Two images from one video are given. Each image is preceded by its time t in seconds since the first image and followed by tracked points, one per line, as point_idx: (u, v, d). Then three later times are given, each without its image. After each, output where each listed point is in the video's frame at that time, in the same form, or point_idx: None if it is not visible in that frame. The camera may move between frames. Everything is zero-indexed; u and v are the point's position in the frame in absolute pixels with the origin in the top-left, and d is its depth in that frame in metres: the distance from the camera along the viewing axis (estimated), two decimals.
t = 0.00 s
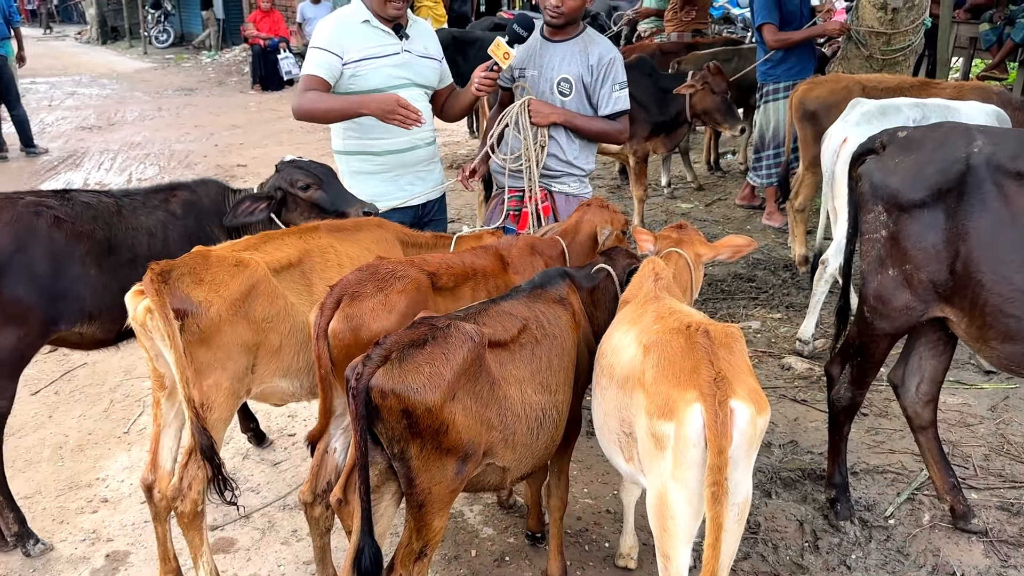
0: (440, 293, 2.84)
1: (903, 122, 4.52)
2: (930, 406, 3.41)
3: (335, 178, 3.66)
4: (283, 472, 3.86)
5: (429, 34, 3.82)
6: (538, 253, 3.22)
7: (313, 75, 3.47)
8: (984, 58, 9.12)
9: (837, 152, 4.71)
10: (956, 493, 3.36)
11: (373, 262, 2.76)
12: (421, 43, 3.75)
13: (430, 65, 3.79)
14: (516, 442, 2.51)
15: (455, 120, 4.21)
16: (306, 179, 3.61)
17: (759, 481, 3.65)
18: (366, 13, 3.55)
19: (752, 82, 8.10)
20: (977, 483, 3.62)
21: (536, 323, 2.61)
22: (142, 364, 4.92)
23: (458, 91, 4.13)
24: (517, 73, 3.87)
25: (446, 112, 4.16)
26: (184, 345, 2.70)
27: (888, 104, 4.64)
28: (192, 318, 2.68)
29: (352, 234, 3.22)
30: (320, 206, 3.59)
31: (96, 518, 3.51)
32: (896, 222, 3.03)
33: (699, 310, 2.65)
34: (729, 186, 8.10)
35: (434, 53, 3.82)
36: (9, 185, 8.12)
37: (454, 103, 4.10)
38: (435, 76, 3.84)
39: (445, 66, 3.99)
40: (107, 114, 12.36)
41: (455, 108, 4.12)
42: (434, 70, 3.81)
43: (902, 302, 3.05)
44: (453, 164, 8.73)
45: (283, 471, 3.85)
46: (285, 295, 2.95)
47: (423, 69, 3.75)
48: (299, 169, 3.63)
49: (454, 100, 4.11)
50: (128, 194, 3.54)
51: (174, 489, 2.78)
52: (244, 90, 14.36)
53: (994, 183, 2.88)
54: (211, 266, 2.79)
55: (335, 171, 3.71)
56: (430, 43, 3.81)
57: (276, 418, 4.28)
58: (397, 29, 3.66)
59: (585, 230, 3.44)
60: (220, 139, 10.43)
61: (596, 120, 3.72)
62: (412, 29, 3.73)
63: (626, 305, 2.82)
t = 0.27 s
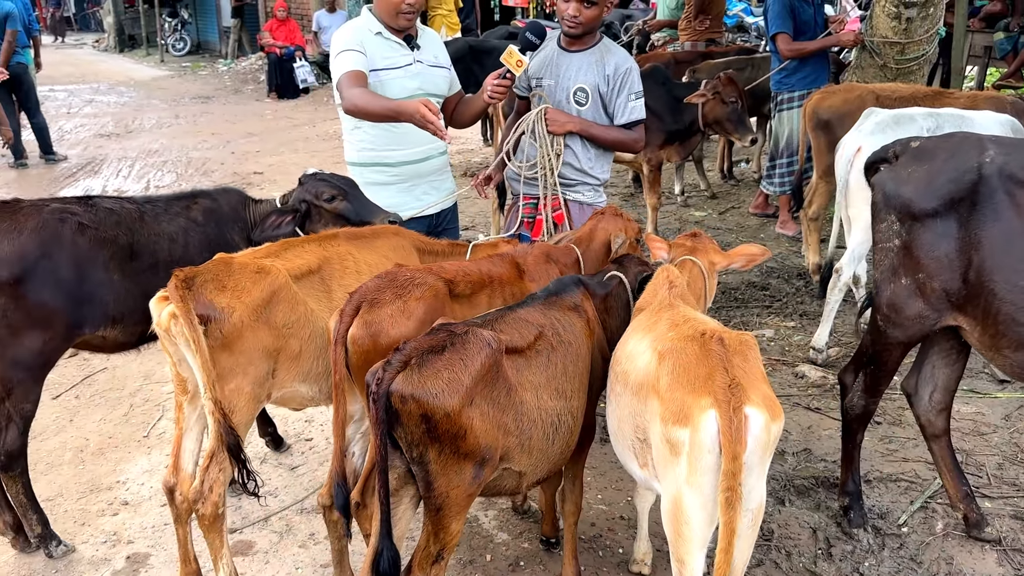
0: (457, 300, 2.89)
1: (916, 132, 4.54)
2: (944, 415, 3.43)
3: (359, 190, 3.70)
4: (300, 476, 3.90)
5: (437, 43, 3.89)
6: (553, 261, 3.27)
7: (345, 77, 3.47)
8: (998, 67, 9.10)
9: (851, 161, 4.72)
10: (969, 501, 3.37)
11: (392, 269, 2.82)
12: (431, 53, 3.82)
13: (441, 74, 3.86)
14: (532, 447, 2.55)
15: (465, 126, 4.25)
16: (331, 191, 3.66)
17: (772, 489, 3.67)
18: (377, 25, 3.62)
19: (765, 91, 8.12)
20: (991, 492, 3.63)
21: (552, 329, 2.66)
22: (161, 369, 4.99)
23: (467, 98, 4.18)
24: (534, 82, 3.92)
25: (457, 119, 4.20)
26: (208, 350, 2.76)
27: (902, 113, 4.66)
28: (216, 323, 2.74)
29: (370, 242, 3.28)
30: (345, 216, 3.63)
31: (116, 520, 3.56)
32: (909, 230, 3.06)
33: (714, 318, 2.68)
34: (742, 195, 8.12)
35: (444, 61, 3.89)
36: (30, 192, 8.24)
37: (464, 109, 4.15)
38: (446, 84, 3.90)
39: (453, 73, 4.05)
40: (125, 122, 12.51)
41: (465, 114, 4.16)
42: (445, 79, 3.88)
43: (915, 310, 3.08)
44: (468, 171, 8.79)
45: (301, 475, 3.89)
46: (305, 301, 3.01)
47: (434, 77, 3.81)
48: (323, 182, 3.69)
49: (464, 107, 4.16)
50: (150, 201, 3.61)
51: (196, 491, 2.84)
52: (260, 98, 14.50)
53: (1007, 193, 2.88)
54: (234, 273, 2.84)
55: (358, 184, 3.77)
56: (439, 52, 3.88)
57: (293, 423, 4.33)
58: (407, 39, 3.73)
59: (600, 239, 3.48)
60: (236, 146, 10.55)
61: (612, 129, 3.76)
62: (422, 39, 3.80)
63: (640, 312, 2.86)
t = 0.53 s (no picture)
0: (470, 305, 2.91)
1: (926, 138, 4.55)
2: (954, 421, 3.43)
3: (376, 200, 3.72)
4: (312, 480, 3.92)
5: (444, 50, 3.92)
6: (564, 266, 3.29)
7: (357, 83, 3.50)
8: (1007, 73, 9.10)
9: (861, 167, 4.71)
10: (981, 508, 3.37)
11: (405, 274, 2.84)
12: (438, 60, 3.85)
13: (448, 81, 3.89)
14: (545, 451, 2.57)
15: (472, 131, 4.28)
16: (348, 200, 3.68)
17: (782, 495, 3.67)
18: (385, 34, 3.65)
19: (773, 97, 8.13)
20: (1002, 498, 3.63)
21: (564, 334, 2.68)
22: (173, 374, 5.02)
23: (474, 103, 4.21)
24: (546, 89, 3.95)
25: (464, 124, 4.23)
26: (223, 354, 2.79)
27: (912, 119, 4.67)
28: (231, 328, 2.76)
29: (383, 247, 3.31)
30: (362, 225, 3.67)
31: (130, 524, 3.58)
32: (920, 236, 3.07)
33: (725, 323, 2.70)
34: (750, 201, 8.12)
35: (451, 68, 3.92)
36: (41, 198, 8.30)
37: (471, 114, 4.18)
38: (454, 91, 3.93)
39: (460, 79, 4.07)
40: (135, 128, 12.60)
41: (471, 120, 4.19)
42: (452, 86, 3.91)
43: (926, 316, 3.09)
44: (476, 178, 8.82)
45: (312, 479, 3.91)
46: (319, 306, 3.03)
47: (442, 85, 3.85)
48: (339, 191, 3.71)
49: (470, 112, 4.19)
50: (164, 207, 3.63)
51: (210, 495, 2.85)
52: (269, 105, 14.57)
53: (1017, 199, 2.90)
54: (249, 278, 2.87)
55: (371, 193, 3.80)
56: (446, 59, 3.91)
57: (304, 428, 4.35)
58: (415, 47, 3.77)
59: (610, 245, 3.50)
60: (246, 153, 10.61)
61: (623, 136, 3.78)
62: (429, 47, 3.83)
63: (652, 318, 2.87)
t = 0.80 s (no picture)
0: (473, 308, 2.91)
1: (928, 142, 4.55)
2: (957, 424, 3.43)
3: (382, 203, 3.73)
4: (314, 483, 3.93)
5: (447, 55, 3.93)
6: (566, 270, 3.30)
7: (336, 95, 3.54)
8: (1009, 78, 9.11)
9: (863, 171, 4.71)
10: (984, 511, 3.37)
11: (408, 277, 2.85)
12: (441, 65, 3.86)
13: (451, 86, 3.90)
14: (548, 454, 2.57)
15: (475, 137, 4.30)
16: (354, 203, 3.69)
17: (785, 498, 3.67)
18: (387, 40, 3.65)
19: (775, 101, 8.14)
20: (1005, 502, 3.63)
21: (567, 337, 2.68)
22: (175, 378, 5.03)
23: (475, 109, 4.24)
24: (551, 94, 3.97)
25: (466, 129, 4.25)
26: (226, 357, 2.79)
27: (914, 123, 4.67)
28: (235, 331, 2.77)
29: (386, 251, 3.32)
30: (367, 228, 3.68)
31: (133, 527, 3.58)
32: (922, 240, 3.08)
33: (728, 326, 2.70)
34: (752, 205, 8.13)
35: (454, 74, 3.94)
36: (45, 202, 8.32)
37: (473, 120, 4.20)
38: (456, 97, 3.95)
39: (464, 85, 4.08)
40: (138, 133, 12.63)
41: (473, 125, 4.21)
42: (455, 91, 3.93)
43: (928, 319, 3.09)
44: (478, 182, 8.83)
45: (315, 482, 3.91)
46: (322, 309, 3.04)
47: (445, 90, 3.86)
48: (344, 194, 3.72)
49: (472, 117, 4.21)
50: (167, 212, 3.64)
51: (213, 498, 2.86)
52: (271, 109, 14.61)
53: (1019, 202, 2.90)
54: (253, 281, 2.88)
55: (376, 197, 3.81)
56: (449, 64, 3.92)
57: (307, 431, 4.36)
58: (418, 53, 3.77)
59: (612, 248, 3.50)
60: (248, 157, 10.64)
61: (628, 139, 3.78)
62: (432, 52, 3.85)
63: (655, 321, 2.88)
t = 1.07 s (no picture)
0: (472, 310, 2.92)
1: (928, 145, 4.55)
2: (957, 426, 3.43)
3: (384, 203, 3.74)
4: (315, 486, 3.92)
5: (449, 59, 3.93)
6: (566, 273, 3.30)
7: (315, 107, 3.59)
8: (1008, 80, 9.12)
9: (863, 174, 4.72)
10: (984, 514, 3.37)
11: (407, 280, 2.85)
12: (441, 69, 3.86)
13: (451, 90, 3.90)
14: (548, 457, 2.57)
15: (478, 141, 4.33)
16: (357, 204, 3.70)
17: (785, 501, 3.67)
18: (386, 44, 3.65)
19: (775, 104, 8.14)
20: (1005, 504, 3.63)
21: (567, 340, 2.69)
22: (175, 381, 5.02)
23: (478, 112, 4.27)
24: (552, 98, 3.97)
25: (468, 133, 4.28)
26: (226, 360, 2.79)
27: (914, 126, 4.67)
28: (235, 334, 2.77)
29: (386, 254, 3.32)
30: (371, 230, 3.68)
31: (133, 530, 3.58)
32: (921, 242, 3.08)
33: (728, 328, 2.70)
34: (752, 207, 8.13)
35: (455, 78, 3.94)
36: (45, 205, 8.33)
37: (475, 124, 4.23)
38: (456, 100, 3.95)
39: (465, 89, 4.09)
40: (139, 136, 12.64)
41: (476, 129, 4.24)
42: (455, 95, 3.93)
43: (927, 322, 3.09)
44: (478, 185, 8.84)
45: (315, 485, 3.91)
46: (322, 312, 3.04)
47: (444, 95, 3.87)
48: (346, 195, 3.71)
49: (474, 121, 4.23)
50: (166, 216, 3.63)
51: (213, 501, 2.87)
52: (271, 112, 14.61)
53: (1018, 205, 2.91)
54: (252, 284, 2.89)
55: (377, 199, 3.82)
56: (451, 68, 3.92)
57: (307, 434, 4.36)
58: (417, 57, 3.77)
59: (612, 250, 3.51)
60: (249, 160, 10.65)
61: (629, 142, 3.78)
62: (433, 57, 3.84)
63: (655, 323, 2.88)
